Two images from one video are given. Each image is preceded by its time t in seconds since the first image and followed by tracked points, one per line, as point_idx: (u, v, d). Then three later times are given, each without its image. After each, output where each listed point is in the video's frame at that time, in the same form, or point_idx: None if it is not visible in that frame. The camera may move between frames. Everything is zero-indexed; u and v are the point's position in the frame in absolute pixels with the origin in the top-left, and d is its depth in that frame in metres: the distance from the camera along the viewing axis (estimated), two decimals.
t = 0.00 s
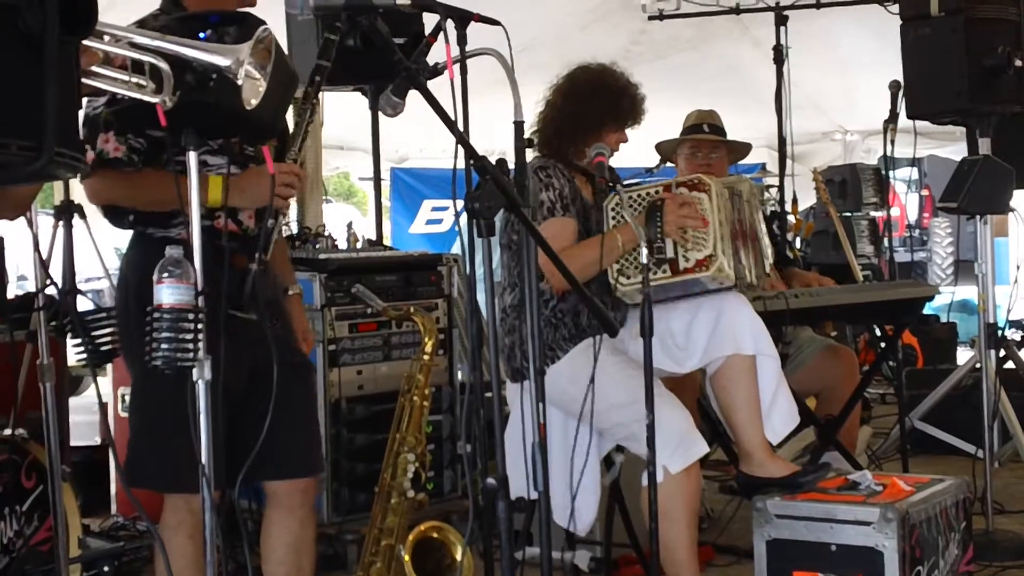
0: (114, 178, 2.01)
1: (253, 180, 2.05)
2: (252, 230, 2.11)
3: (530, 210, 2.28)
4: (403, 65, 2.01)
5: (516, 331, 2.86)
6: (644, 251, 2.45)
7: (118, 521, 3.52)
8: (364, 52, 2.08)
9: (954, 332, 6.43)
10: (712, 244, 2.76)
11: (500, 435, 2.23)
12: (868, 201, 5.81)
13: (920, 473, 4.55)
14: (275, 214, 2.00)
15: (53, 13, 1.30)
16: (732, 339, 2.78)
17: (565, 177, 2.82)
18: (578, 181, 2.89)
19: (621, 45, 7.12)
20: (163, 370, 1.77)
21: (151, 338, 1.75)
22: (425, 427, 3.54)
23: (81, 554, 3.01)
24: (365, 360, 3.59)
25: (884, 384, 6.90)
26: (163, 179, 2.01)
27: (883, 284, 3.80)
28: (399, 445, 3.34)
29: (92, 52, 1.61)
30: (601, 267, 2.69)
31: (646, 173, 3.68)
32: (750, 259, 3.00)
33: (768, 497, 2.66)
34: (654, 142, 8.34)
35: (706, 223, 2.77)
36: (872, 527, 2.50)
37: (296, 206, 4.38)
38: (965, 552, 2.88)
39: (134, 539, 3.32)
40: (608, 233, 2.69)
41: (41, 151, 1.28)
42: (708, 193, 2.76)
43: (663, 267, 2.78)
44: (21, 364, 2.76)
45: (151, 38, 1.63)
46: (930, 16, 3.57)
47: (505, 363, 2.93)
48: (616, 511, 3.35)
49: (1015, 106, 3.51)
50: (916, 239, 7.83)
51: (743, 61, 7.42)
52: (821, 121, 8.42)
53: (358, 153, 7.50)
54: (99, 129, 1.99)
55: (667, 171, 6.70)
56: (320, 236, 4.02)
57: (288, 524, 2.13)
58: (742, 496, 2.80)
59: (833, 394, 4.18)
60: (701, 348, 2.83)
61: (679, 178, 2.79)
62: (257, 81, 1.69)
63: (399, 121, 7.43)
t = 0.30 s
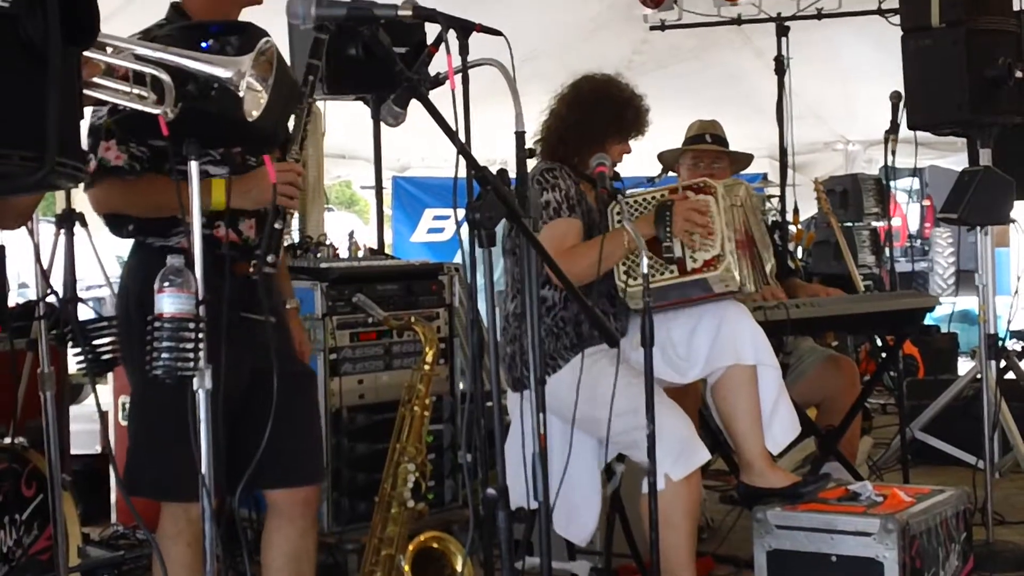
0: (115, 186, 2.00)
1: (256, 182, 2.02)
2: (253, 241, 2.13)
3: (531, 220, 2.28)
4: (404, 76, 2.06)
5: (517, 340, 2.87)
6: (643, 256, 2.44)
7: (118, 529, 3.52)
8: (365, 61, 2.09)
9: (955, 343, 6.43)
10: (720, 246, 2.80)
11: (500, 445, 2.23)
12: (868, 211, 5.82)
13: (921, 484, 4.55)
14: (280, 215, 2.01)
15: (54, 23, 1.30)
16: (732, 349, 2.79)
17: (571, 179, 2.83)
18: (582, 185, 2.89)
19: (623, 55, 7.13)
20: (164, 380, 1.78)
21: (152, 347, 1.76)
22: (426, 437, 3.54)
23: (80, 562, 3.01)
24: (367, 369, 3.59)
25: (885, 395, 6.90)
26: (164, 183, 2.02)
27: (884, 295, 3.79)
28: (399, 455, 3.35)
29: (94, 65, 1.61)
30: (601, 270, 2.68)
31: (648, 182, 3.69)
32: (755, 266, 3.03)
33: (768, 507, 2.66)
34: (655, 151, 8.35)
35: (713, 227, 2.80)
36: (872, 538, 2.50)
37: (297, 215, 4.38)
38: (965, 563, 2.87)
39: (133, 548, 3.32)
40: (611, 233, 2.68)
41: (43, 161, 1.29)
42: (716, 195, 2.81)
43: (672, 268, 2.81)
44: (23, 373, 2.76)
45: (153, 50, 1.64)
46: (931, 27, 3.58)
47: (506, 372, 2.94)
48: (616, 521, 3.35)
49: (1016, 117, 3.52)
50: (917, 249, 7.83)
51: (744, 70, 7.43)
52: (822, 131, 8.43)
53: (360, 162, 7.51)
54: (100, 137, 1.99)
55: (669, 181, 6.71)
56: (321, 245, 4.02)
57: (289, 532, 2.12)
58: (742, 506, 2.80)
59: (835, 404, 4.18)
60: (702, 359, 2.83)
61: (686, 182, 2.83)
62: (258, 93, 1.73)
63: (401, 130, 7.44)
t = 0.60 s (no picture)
0: (112, 203, 2.00)
1: (252, 208, 2.02)
2: (254, 251, 2.12)
3: (531, 230, 2.29)
4: (403, 85, 2.04)
5: (516, 351, 2.87)
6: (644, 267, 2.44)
7: (118, 539, 3.52)
8: (365, 72, 2.10)
9: (955, 352, 6.43)
10: (719, 266, 2.81)
11: (500, 455, 2.23)
12: (868, 221, 5.82)
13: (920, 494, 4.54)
14: (276, 239, 1.98)
15: (55, 32, 1.31)
16: (732, 360, 2.78)
17: (573, 192, 2.83)
18: (584, 197, 2.89)
19: (623, 65, 7.14)
20: (163, 390, 1.78)
21: (152, 357, 1.76)
22: (426, 446, 3.54)
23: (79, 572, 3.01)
24: (366, 379, 3.59)
25: (885, 404, 6.90)
26: (161, 201, 2.03)
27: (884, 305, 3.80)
28: (399, 465, 3.35)
29: (94, 77, 1.63)
30: (604, 290, 2.69)
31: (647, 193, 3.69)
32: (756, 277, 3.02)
33: (768, 517, 2.66)
34: (655, 161, 8.36)
35: (711, 245, 2.82)
36: (872, 549, 2.50)
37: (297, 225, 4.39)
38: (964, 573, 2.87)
39: (133, 558, 3.32)
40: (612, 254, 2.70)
41: (43, 171, 1.29)
42: (714, 214, 2.82)
43: (672, 288, 2.82)
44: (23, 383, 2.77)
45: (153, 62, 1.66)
46: (931, 37, 3.59)
47: (505, 382, 2.94)
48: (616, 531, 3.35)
49: (1016, 128, 3.52)
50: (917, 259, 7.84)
51: (744, 80, 7.45)
52: (822, 141, 8.44)
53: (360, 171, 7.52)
54: (96, 153, 1.99)
55: (668, 190, 6.72)
56: (321, 255, 4.03)
57: (289, 542, 2.13)
58: (742, 516, 2.80)
59: (834, 414, 4.18)
60: (700, 370, 2.83)
61: (685, 201, 2.86)
62: (258, 106, 1.70)
63: (401, 139, 7.45)
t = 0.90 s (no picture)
0: (116, 201, 2.00)
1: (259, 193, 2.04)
2: (253, 254, 2.11)
3: (533, 234, 2.29)
4: (407, 90, 2.02)
5: (518, 356, 2.87)
6: (648, 278, 2.47)
7: (119, 542, 3.52)
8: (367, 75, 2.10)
9: (956, 359, 6.43)
10: (729, 298, 2.76)
11: (502, 460, 2.23)
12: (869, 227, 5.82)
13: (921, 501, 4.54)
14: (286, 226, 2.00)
15: (57, 35, 1.31)
16: (733, 365, 2.79)
17: (577, 198, 2.83)
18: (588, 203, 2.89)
19: (625, 71, 7.15)
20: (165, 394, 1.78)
21: (153, 360, 1.76)
22: (427, 451, 3.54)
23: None
24: (367, 384, 3.59)
25: (886, 411, 6.90)
26: (164, 198, 2.02)
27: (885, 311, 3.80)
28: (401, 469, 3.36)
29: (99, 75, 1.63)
30: (607, 306, 2.72)
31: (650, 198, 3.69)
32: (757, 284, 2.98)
33: (769, 523, 2.66)
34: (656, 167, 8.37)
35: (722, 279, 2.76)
36: (873, 554, 2.50)
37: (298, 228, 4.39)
38: None
39: (133, 561, 3.32)
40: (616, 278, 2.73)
41: (44, 174, 1.29)
42: (720, 245, 2.75)
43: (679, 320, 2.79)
44: (24, 386, 2.78)
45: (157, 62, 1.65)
46: (933, 43, 3.59)
47: (507, 387, 2.93)
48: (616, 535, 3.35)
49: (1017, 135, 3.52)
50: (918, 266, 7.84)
51: (746, 87, 7.45)
52: (824, 147, 8.45)
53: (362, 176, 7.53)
54: (101, 152, 1.99)
55: (669, 196, 6.72)
56: (323, 259, 4.03)
57: (288, 546, 2.12)
58: (743, 521, 2.79)
59: (835, 421, 4.18)
60: (702, 376, 2.83)
61: (689, 229, 2.76)
62: (264, 106, 1.71)
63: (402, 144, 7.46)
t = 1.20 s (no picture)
0: (111, 210, 1.99)
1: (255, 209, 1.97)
2: (255, 255, 2.11)
3: (536, 235, 2.29)
4: (410, 90, 2.02)
5: (519, 356, 2.86)
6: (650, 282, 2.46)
7: (120, 543, 3.53)
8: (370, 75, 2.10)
9: (959, 360, 6.43)
10: (736, 310, 2.74)
11: (504, 460, 2.23)
12: (873, 229, 5.81)
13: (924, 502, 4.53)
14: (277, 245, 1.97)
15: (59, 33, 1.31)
16: (735, 366, 2.78)
17: (580, 199, 2.82)
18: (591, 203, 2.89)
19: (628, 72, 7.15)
20: (167, 394, 1.77)
21: (156, 360, 1.75)
22: (429, 452, 3.54)
23: None
24: (369, 384, 3.59)
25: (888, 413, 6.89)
26: (161, 203, 2.01)
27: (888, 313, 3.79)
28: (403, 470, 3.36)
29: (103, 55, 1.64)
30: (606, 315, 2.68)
31: (652, 199, 3.68)
32: (759, 287, 2.97)
33: (771, 524, 2.65)
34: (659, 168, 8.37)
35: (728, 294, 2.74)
36: (876, 556, 2.50)
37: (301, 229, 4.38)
38: None
39: (135, 562, 3.33)
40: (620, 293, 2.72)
41: (47, 173, 1.29)
42: (723, 258, 2.74)
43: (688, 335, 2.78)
44: (25, 387, 2.78)
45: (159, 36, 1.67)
46: (937, 44, 3.58)
47: (509, 388, 2.93)
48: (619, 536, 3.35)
49: (1021, 136, 3.52)
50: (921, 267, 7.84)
51: (748, 87, 7.45)
52: (827, 148, 8.43)
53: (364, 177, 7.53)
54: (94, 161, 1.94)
55: (671, 197, 6.73)
56: (325, 259, 4.02)
57: (292, 546, 2.12)
58: (745, 522, 2.79)
59: (838, 422, 4.17)
60: (705, 377, 2.81)
61: (692, 244, 2.75)
62: (269, 69, 1.74)
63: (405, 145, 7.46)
